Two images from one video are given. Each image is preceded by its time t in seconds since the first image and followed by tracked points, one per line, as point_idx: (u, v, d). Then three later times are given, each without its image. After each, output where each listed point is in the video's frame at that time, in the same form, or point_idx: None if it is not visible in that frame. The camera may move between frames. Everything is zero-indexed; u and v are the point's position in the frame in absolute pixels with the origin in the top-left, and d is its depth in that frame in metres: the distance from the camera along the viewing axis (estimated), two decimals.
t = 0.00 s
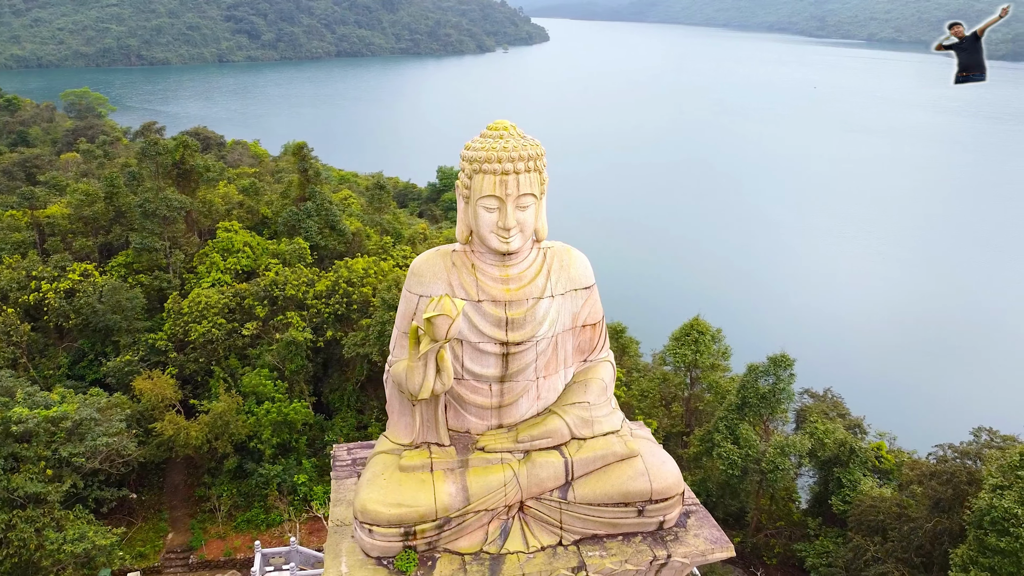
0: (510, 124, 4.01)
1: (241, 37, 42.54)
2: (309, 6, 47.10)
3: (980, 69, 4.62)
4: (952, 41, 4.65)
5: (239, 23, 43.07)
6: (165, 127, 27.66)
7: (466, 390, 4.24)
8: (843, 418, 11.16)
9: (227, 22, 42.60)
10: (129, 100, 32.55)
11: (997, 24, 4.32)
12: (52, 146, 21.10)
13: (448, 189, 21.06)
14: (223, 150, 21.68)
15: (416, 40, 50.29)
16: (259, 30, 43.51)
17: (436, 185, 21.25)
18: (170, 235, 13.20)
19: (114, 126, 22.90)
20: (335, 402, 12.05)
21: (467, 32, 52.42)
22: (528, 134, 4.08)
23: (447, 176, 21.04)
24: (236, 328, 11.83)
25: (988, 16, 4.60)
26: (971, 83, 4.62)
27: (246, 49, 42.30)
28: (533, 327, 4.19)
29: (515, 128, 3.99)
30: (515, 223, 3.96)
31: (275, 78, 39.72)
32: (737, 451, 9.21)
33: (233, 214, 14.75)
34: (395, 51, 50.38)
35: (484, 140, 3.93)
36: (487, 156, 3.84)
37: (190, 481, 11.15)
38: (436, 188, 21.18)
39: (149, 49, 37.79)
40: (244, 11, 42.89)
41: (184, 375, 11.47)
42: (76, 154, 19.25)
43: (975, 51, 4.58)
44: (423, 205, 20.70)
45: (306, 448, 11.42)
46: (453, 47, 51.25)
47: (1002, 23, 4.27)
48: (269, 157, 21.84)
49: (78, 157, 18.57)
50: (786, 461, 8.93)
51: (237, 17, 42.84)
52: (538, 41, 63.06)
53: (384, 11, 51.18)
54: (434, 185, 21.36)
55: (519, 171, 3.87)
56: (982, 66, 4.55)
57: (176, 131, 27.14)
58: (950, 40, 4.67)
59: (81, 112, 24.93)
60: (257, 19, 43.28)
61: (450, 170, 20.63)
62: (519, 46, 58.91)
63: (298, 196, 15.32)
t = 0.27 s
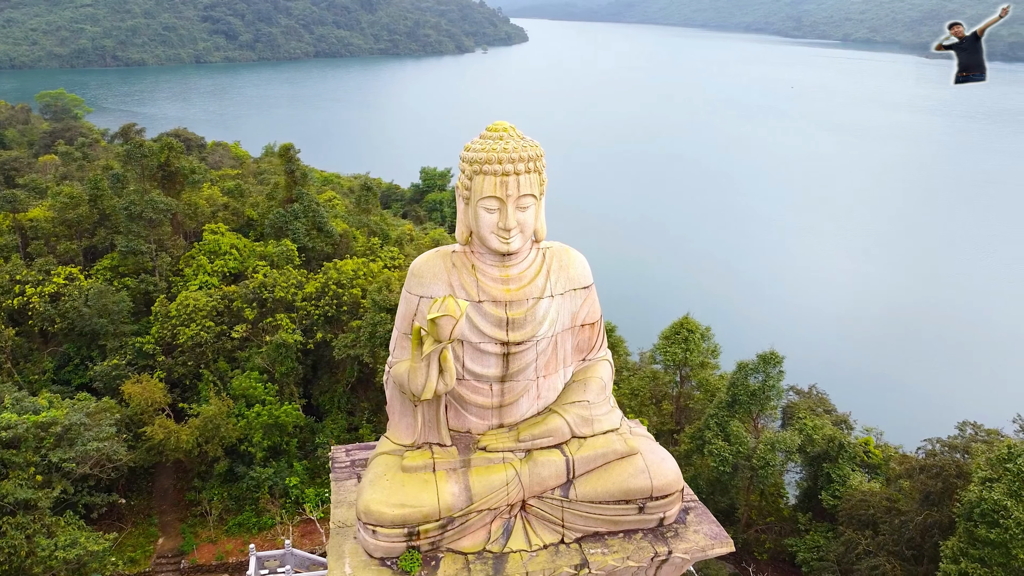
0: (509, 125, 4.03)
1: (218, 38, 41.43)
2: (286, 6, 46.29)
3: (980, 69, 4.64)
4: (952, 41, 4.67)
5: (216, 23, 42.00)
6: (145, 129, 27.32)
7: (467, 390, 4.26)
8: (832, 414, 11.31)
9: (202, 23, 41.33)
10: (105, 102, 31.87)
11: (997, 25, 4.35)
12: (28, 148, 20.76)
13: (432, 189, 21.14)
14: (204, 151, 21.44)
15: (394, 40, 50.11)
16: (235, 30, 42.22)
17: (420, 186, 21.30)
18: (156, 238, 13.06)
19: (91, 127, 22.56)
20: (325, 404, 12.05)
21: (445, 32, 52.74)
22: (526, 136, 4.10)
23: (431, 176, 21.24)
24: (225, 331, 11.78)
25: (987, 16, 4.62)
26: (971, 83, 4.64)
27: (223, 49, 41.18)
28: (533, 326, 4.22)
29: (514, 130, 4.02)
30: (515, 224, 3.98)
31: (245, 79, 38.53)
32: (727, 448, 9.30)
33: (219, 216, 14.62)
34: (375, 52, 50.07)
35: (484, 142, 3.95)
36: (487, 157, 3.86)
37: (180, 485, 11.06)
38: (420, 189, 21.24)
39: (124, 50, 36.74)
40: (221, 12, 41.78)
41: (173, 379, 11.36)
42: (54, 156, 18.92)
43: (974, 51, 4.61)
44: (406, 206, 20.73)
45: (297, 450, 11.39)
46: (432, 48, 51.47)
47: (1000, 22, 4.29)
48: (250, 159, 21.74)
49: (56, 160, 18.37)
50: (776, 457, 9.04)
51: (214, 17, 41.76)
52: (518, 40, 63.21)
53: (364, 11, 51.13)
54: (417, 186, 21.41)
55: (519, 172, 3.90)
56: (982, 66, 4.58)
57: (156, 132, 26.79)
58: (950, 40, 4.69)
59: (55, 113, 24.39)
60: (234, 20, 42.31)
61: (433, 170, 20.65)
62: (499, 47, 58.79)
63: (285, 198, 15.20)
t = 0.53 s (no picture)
0: (508, 127, 4.06)
1: (194, 39, 40.76)
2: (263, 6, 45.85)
3: (980, 69, 4.69)
4: (952, 41, 4.72)
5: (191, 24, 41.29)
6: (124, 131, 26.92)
7: (468, 390, 4.28)
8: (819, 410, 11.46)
9: (179, 23, 40.69)
10: (79, 104, 31.19)
11: (997, 24, 4.41)
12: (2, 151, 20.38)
13: (415, 190, 21.07)
14: (183, 153, 21.18)
15: (371, 40, 50.26)
16: (212, 31, 41.65)
17: (402, 187, 21.21)
18: (142, 241, 12.92)
19: (67, 129, 22.18)
20: (315, 406, 12.02)
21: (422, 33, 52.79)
22: (525, 137, 4.13)
23: (413, 177, 20.99)
24: (213, 334, 11.69)
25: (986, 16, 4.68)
26: (971, 83, 4.69)
27: (200, 51, 40.51)
28: (533, 326, 4.25)
29: (513, 131, 4.04)
30: (515, 224, 4.01)
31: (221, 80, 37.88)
32: (717, 445, 9.40)
33: (204, 219, 14.48)
34: (354, 53, 49.89)
35: (484, 143, 3.97)
36: (488, 159, 3.88)
37: (169, 489, 10.96)
38: (402, 190, 21.19)
39: (98, 50, 35.83)
40: (197, 13, 41.10)
41: (161, 383, 11.26)
42: (29, 158, 18.58)
43: (974, 51, 4.66)
44: (389, 207, 20.66)
45: (287, 453, 11.36)
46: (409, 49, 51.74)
47: (1001, 21, 4.34)
48: (230, 160, 21.54)
49: (33, 162, 18.10)
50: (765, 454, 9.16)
51: (190, 18, 41.00)
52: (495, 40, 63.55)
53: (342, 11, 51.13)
54: (400, 186, 21.37)
55: (520, 173, 3.92)
56: (982, 66, 4.64)
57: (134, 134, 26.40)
58: (950, 40, 4.74)
59: (27, 116, 23.86)
60: (210, 21, 41.75)
61: (416, 170, 20.65)
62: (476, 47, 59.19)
63: (271, 200, 15.05)
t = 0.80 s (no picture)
0: (507, 128, 4.09)
1: (168, 40, 39.92)
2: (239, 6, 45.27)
3: (980, 69, 4.74)
4: (952, 41, 4.75)
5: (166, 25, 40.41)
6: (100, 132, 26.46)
7: (469, 390, 4.30)
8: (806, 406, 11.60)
9: (153, 24, 39.83)
10: (52, 105, 30.49)
11: (996, 24, 4.42)
12: None
13: (397, 191, 21.03)
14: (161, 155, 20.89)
15: (348, 41, 50.15)
16: (187, 31, 40.81)
17: (384, 188, 21.15)
18: (127, 244, 12.78)
19: (41, 132, 21.76)
20: (305, 409, 11.97)
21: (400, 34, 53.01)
22: (524, 138, 4.16)
23: (395, 179, 21.05)
24: (200, 338, 11.61)
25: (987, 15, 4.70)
26: (971, 83, 4.74)
27: (175, 52, 39.71)
28: (534, 326, 4.28)
29: (513, 133, 4.07)
30: (516, 225, 4.04)
31: (199, 81, 37.22)
32: (708, 441, 9.49)
33: (189, 222, 14.33)
34: (331, 53, 49.50)
35: (484, 144, 4.00)
36: (488, 160, 3.90)
37: (158, 494, 10.86)
38: (385, 191, 21.14)
39: (70, 51, 34.94)
40: (171, 13, 40.36)
41: (148, 387, 11.14)
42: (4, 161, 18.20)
43: (975, 51, 4.70)
44: (372, 208, 20.61)
45: (278, 456, 11.30)
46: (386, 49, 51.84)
47: (1000, 22, 4.35)
48: (209, 162, 21.31)
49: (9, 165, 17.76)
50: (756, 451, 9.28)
51: (164, 19, 40.15)
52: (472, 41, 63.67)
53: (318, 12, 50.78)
54: (382, 188, 21.30)
55: (520, 174, 3.95)
56: (982, 67, 4.68)
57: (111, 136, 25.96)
58: (950, 40, 4.77)
59: None
60: (184, 21, 40.81)
61: (398, 171, 20.61)
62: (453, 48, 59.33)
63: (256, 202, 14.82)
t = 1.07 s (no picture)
0: (506, 129, 4.11)
1: (141, 40, 38.51)
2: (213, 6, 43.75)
3: (980, 70, 4.80)
4: (953, 41, 4.79)
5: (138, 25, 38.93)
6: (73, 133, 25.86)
7: (470, 390, 4.32)
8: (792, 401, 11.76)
9: (125, 24, 38.59)
10: (23, 107, 29.65)
11: (997, 24, 4.44)
12: None
13: (378, 193, 20.95)
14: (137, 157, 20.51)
15: (325, 41, 49.78)
16: (160, 32, 39.47)
17: (365, 190, 21.06)
18: (111, 248, 12.61)
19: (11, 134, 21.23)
20: (295, 412, 11.92)
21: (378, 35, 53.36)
22: (523, 140, 4.19)
23: (376, 180, 20.94)
24: (187, 341, 11.50)
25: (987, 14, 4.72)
26: (972, 83, 4.79)
27: (148, 52, 38.34)
28: (534, 326, 4.32)
29: (512, 134, 4.10)
30: (516, 226, 4.07)
31: (176, 80, 36.43)
32: (698, 438, 9.57)
33: (173, 224, 14.16)
34: (305, 53, 48.88)
35: (484, 146, 4.02)
36: (489, 161, 3.93)
37: (147, 500, 10.74)
38: (366, 193, 21.04)
39: (40, 52, 33.76)
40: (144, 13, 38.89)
41: (135, 392, 11.01)
42: None
43: (975, 51, 4.75)
44: (353, 210, 20.52)
45: (267, 459, 11.25)
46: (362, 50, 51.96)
47: (1001, 23, 4.38)
48: (187, 164, 21.00)
49: None
50: (745, 446, 9.49)
51: (137, 18, 38.72)
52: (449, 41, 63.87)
53: (293, 13, 50.08)
54: (362, 190, 21.21)
55: (520, 175, 3.98)
56: (983, 67, 4.73)
57: (83, 138, 25.38)
58: (950, 40, 4.80)
59: None
60: (157, 21, 39.34)
61: (378, 172, 20.54)
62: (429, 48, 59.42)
63: (242, 204, 14.82)
